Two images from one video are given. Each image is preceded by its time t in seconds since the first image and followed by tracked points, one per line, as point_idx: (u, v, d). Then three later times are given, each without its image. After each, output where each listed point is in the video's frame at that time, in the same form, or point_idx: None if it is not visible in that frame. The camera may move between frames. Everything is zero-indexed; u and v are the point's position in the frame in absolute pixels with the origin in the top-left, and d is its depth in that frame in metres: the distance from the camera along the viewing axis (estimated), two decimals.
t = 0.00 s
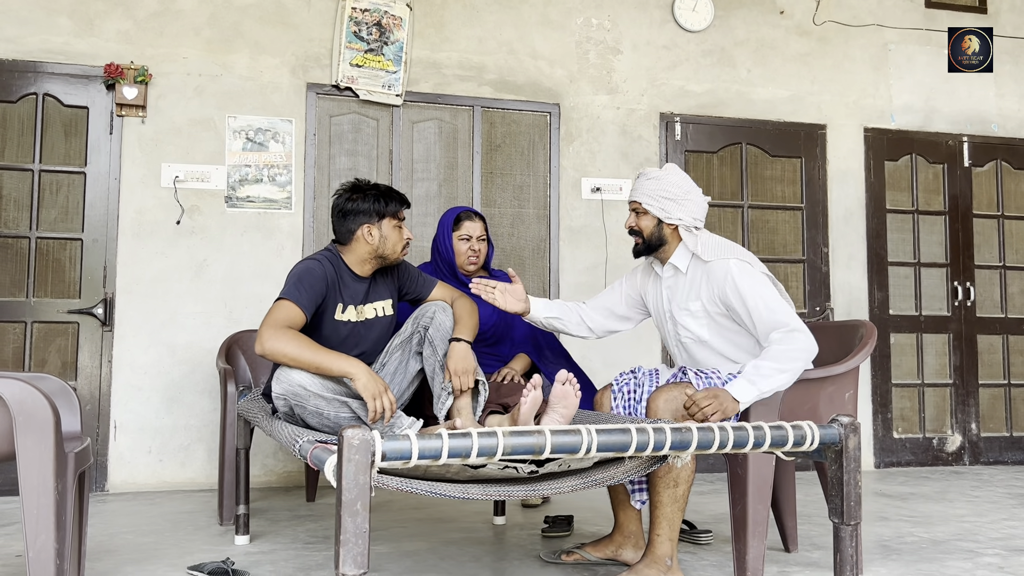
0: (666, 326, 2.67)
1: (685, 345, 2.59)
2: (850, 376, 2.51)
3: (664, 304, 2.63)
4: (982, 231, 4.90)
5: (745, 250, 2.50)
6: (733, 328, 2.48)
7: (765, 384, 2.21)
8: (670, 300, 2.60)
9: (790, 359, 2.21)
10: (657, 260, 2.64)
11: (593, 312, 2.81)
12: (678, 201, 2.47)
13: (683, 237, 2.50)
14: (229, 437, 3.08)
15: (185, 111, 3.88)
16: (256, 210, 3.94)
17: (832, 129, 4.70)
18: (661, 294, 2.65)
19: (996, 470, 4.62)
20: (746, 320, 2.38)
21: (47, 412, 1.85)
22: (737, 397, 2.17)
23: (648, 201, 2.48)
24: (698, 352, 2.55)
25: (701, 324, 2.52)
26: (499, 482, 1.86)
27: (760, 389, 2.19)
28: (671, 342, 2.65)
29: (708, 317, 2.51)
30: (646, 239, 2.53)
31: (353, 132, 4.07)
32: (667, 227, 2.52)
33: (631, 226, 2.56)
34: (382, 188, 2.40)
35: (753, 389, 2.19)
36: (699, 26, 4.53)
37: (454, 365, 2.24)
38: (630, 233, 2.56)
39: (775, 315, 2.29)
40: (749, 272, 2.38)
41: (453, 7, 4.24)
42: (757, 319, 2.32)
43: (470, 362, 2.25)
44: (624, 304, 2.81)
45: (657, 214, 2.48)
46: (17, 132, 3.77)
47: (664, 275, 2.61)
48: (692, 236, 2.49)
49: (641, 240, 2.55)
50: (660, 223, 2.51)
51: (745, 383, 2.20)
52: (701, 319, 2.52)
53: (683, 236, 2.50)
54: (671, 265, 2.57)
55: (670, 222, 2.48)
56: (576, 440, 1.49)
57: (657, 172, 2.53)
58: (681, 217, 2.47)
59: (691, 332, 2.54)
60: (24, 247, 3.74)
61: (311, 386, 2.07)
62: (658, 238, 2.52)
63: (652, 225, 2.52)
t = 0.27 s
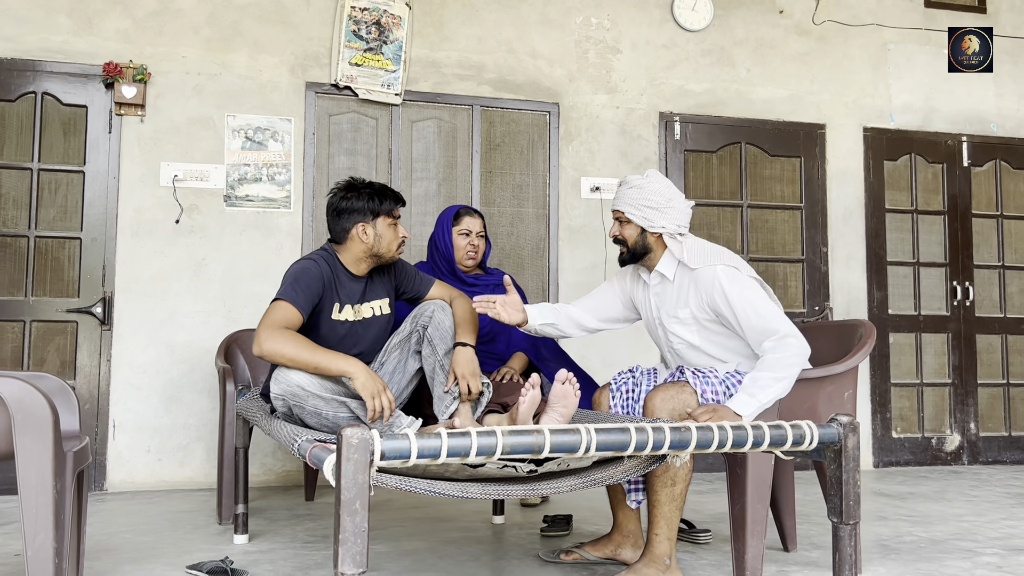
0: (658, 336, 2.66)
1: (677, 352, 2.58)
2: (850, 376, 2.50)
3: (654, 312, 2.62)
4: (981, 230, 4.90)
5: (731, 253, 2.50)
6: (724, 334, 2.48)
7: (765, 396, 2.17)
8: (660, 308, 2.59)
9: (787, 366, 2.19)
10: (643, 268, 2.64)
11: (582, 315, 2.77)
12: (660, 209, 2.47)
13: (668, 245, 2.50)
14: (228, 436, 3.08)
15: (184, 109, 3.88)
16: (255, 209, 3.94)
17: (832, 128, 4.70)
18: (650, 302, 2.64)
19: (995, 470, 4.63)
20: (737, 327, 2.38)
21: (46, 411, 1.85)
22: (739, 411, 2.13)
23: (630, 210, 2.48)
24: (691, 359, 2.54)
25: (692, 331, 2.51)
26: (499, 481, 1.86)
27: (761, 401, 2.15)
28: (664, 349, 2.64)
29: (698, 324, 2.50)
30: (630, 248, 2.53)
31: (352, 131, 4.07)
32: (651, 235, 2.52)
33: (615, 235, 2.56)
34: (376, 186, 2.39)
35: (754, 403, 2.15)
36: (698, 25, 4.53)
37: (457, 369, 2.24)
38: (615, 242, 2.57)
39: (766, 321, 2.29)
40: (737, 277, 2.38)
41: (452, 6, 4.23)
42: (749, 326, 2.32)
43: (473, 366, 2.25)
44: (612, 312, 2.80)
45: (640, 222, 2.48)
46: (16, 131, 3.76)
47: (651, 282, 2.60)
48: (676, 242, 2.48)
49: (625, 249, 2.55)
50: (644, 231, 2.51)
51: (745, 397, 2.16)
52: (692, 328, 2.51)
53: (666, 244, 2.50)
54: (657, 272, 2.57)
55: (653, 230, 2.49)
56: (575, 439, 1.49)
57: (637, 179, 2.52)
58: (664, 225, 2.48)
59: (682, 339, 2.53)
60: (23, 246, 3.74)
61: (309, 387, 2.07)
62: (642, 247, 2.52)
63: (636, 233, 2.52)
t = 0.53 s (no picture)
0: (658, 338, 2.66)
1: (676, 353, 2.57)
2: (848, 374, 2.50)
3: (652, 313, 2.62)
4: (980, 229, 4.91)
5: (728, 253, 2.51)
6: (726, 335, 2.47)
7: (772, 399, 2.14)
8: (658, 308, 2.59)
9: (791, 367, 2.18)
10: (641, 268, 2.64)
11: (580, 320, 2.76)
12: (655, 209, 2.47)
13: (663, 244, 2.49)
14: (226, 435, 3.08)
15: (182, 108, 3.87)
16: (254, 207, 3.94)
17: (831, 127, 4.70)
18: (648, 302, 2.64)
19: (993, 469, 4.63)
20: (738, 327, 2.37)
21: (44, 409, 1.84)
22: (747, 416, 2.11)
23: (625, 211, 2.48)
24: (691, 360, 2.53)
25: (691, 331, 2.51)
26: (497, 479, 1.86)
27: (768, 405, 2.13)
28: (663, 350, 2.64)
29: (697, 324, 2.50)
30: (625, 249, 2.54)
31: (351, 130, 4.07)
32: (645, 236, 2.52)
33: (610, 235, 2.57)
34: (372, 184, 2.37)
35: (762, 407, 2.13)
36: (698, 24, 4.53)
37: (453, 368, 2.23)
38: (609, 243, 2.58)
39: (768, 321, 2.28)
40: (735, 277, 2.38)
41: (451, 4, 4.23)
42: (750, 327, 2.31)
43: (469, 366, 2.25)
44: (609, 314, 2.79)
45: (634, 223, 2.48)
46: (14, 129, 3.76)
47: (647, 283, 2.60)
48: (671, 241, 2.47)
49: (620, 249, 2.56)
50: (638, 232, 2.51)
51: (752, 401, 2.14)
52: (693, 329, 2.51)
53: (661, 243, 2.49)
54: (655, 273, 2.57)
55: (648, 231, 2.48)
56: (573, 438, 1.49)
57: (632, 179, 2.51)
58: (659, 225, 2.47)
59: (681, 340, 2.52)
60: (21, 244, 3.73)
61: (307, 387, 2.06)
62: (637, 248, 2.52)
63: (630, 234, 2.52)
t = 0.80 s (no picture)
0: (663, 333, 2.66)
1: (680, 348, 2.57)
2: (847, 372, 2.50)
3: (658, 307, 2.62)
4: (979, 228, 4.91)
5: (735, 248, 2.51)
6: (731, 331, 2.47)
7: (780, 396, 2.15)
8: (665, 303, 2.59)
9: (798, 364, 2.18)
10: (650, 262, 2.64)
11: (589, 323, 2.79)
12: (665, 202, 2.47)
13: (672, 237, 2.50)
14: (225, 432, 3.07)
15: (181, 106, 3.87)
16: (253, 205, 3.93)
17: (830, 126, 4.70)
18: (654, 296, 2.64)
19: (992, 467, 4.64)
20: (744, 323, 2.38)
21: (43, 407, 1.84)
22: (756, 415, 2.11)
23: (634, 203, 2.48)
24: (694, 356, 2.53)
25: (697, 327, 2.50)
26: (497, 477, 1.86)
27: (777, 402, 2.13)
28: (667, 345, 2.64)
29: (703, 319, 2.50)
30: (634, 241, 2.53)
31: (350, 128, 4.07)
32: (655, 228, 2.52)
33: (620, 227, 2.56)
34: (368, 182, 2.38)
35: (770, 405, 2.13)
36: (697, 22, 4.52)
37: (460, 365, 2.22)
38: (619, 234, 2.57)
39: (774, 318, 2.28)
40: (743, 273, 2.38)
41: (451, 2, 4.23)
42: (758, 323, 2.32)
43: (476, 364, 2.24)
44: (616, 310, 2.80)
45: (643, 216, 2.48)
46: (13, 126, 3.75)
47: (656, 276, 2.61)
48: (681, 236, 2.48)
49: (630, 242, 2.55)
50: (648, 224, 2.51)
51: (760, 399, 2.15)
52: (699, 324, 2.50)
53: (672, 236, 2.50)
54: (664, 267, 2.57)
55: (657, 224, 2.48)
56: (573, 436, 1.48)
57: (643, 172, 2.52)
58: (669, 218, 2.47)
59: (685, 335, 2.52)
60: (20, 241, 3.73)
61: (306, 386, 2.06)
62: (647, 240, 2.52)
63: (640, 227, 2.52)
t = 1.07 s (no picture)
0: (664, 328, 2.66)
1: (680, 344, 2.57)
2: (846, 370, 2.51)
3: (661, 302, 2.62)
4: (978, 226, 4.91)
5: (739, 246, 2.50)
6: (731, 328, 2.47)
7: (779, 396, 2.15)
8: (667, 297, 2.59)
9: (798, 364, 2.18)
10: (655, 258, 2.65)
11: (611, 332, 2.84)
12: (670, 197, 2.48)
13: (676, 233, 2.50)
14: (224, 430, 3.07)
15: (180, 103, 3.86)
16: (251, 202, 3.93)
17: (829, 124, 4.70)
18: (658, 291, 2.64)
19: (990, 465, 4.64)
20: (745, 321, 2.37)
21: (41, 404, 1.84)
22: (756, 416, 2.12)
23: (639, 198, 2.49)
24: (694, 352, 2.53)
25: (697, 323, 2.50)
26: (496, 474, 1.86)
27: (776, 402, 2.14)
28: (667, 341, 2.64)
29: (704, 316, 2.49)
30: (639, 236, 2.56)
31: (349, 125, 4.06)
32: (660, 224, 2.53)
33: (624, 223, 2.59)
34: (361, 178, 2.36)
35: (769, 405, 2.14)
36: (696, 20, 4.52)
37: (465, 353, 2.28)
38: (624, 230, 2.60)
39: (776, 318, 2.28)
40: (747, 271, 2.38)
41: None
42: (758, 322, 2.32)
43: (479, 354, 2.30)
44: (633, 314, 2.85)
45: (648, 211, 2.49)
46: (11, 123, 3.75)
47: (660, 271, 2.61)
48: (686, 231, 2.48)
49: (634, 237, 2.58)
50: (653, 219, 2.53)
51: (759, 400, 2.15)
52: (700, 320, 2.50)
53: (676, 232, 2.50)
54: (668, 262, 2.58)
55: (662, 219, 2.49)
56: (571, 433, 1.48)
57: (648, 167, 2.52)
58: (673, 213, 2.48)
59: (685, 330, 2.52)
60: (18, 239, 3.72)
61: (304, 383, 2.07)
62: (651, 235, 2.54)
63: (644, 222, 2.54)
